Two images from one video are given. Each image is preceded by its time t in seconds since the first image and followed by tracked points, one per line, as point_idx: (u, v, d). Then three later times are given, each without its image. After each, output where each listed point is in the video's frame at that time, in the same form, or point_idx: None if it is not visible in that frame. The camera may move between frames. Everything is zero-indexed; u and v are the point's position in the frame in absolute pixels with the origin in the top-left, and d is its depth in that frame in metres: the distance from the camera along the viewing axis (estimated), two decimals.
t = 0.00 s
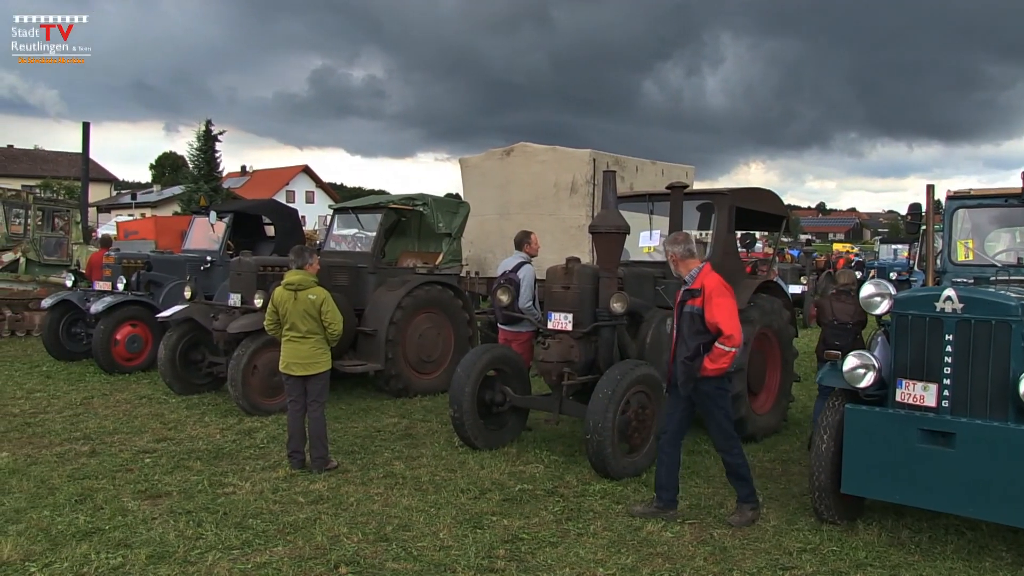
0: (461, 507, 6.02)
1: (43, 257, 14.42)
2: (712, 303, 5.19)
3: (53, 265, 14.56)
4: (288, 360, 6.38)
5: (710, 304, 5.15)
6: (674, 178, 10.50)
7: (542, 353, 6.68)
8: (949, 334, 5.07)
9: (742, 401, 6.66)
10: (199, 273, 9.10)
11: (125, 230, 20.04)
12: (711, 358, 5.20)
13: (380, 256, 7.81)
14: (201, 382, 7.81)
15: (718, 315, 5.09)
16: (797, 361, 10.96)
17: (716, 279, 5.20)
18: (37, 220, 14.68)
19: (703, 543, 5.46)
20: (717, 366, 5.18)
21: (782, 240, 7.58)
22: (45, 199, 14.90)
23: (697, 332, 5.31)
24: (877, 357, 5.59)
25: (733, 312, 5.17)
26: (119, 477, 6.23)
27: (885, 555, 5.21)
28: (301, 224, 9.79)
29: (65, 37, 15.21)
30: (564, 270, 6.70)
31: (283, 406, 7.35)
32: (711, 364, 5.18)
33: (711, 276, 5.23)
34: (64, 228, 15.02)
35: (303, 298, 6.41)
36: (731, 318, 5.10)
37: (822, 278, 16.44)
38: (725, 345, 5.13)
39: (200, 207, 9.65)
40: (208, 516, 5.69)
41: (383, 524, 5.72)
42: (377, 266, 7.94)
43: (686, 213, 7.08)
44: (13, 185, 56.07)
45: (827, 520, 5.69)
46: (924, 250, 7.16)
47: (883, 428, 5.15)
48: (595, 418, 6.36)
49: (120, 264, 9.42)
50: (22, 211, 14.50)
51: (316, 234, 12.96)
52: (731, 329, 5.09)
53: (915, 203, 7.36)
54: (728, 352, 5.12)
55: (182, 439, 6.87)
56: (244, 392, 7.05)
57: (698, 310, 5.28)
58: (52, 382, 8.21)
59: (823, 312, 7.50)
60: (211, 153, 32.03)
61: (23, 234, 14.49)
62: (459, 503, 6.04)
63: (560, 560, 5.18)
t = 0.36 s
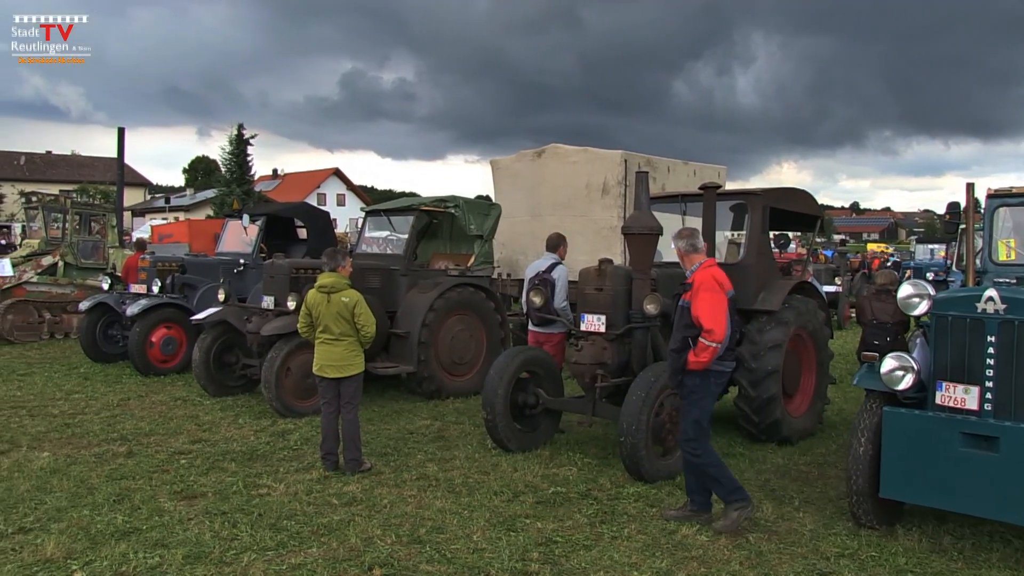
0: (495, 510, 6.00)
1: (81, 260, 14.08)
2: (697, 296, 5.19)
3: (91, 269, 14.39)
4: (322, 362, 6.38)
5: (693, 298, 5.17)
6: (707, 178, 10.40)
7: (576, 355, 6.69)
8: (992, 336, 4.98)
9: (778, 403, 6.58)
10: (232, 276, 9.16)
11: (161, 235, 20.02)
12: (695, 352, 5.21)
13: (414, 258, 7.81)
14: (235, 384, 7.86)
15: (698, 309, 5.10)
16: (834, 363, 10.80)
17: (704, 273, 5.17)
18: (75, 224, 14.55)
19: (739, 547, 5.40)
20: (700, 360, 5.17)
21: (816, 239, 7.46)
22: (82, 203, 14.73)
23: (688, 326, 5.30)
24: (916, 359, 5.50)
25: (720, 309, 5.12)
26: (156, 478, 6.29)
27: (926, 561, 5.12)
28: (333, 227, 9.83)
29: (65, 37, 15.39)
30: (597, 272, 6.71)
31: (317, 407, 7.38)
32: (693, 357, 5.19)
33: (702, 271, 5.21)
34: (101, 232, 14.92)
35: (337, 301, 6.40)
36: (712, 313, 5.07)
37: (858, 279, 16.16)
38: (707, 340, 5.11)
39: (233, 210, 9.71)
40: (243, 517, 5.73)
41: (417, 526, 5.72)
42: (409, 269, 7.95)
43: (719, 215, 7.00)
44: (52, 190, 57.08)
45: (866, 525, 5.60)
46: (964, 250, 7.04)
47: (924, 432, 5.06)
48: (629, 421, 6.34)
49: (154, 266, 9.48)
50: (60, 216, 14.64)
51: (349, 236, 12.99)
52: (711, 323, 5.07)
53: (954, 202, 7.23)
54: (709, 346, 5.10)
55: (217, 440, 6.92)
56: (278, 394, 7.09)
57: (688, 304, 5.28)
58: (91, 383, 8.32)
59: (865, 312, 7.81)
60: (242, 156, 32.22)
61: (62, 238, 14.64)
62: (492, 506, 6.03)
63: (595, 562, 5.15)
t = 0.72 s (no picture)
0: (532, 514, 5.94)
1: (119, 261, 14.00)
2: (703, 297, 5.22)
3: (128, 269, 14.15)
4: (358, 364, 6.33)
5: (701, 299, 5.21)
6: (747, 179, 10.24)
7: (615, 359, 6.62)
8: None
9: (821, 409, 6.45)
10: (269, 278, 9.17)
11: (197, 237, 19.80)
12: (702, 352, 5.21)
13: (450, 260, 7.75)
14: (271, 386, 7.85)
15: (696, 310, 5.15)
16: (878, 369, 10.57)
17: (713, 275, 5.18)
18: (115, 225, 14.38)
19: (781, 555, 5.27)
20: (701, 360, 5.16)
21: (859, 242, 7.31)
22: (121, 204, 14.49)
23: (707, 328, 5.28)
24: (965, 364, 5.36)
25: (718, 309, 5.08)
26: (194, 479, 6.28)
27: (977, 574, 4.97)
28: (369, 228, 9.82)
29: (66, 38, 14.66)
30: (637, 274, 6.65)
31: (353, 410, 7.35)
32: (698, 358, 5.20)
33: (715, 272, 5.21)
34: (139, 233, 14.58)
35: (374, 302, 6.34)
36: (706, 314, 5.07)
37: (902, 283, 15.80)
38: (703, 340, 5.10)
39: (269, 212, 9.71)
40: (280, 519, 5.70)
41: (454, 530, 5.66)
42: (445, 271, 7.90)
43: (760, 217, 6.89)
44: (90, 192, 57.84)
45: (912, 535, 5.45)
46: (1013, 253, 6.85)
47: (973, 440, 4.92)
48: (669, 425, 6.25)
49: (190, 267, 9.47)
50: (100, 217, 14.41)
51: (385, 238, 12.94)
52: (706, 324, 5.09)
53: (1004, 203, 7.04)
54: (706, 347, 5.10)
55: (253, 441, 6.90)
56: (315, 396, 7.07)
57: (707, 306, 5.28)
58: (128, 384, 8.35)
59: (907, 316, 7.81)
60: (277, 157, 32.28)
61: (101, 239, 14.34)
62: (530, 510, 5.96)
63: (635, 569, 5.07)
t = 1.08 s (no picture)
0: (568, 520, 5.86)
1: (154, 264, 13.98)
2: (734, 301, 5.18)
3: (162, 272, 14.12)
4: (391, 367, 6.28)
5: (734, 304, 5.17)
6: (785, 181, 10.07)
7: (651, 363, 6.51)
8: None
9: (862, 414, 6.32)
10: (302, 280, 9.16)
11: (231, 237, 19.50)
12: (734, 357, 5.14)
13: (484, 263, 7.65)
14: (305, 389, 7.84)
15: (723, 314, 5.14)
16: (920, 376, 10.34)
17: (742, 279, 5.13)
18: (147, 227, 14.04)
19: (821, 564, 5.14)
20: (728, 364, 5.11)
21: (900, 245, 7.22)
22: (156, 207, 14.26)
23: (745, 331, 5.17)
24: (1012, 369, 5.18)
25: (739, 313, 5.01)
26: (228, 482, 6.27)
27: None
28: (402, 231, 9.81)
29: (65, 37, 14.22)
30: (673, 277, 6.55)
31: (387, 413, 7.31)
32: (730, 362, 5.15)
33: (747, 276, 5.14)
34: (173, 235, 14.40)
35: (408, 305, 6.28)
36: (727, 318, 5.04)
37: (943, 287, 15.45)
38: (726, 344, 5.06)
39: (303, 214, 9.71)
40: (314, 523, 5.66)
41: (489, 535, 5.60)
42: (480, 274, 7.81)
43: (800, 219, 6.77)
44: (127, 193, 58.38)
45: (957, 545, 5.27)
46: None
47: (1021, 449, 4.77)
48: (706, 430, 6.14)
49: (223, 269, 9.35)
50: (135, 220, 14.03)
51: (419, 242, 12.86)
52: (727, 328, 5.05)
53: None
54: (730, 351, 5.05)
55: (286, 445, 6.88)
56: (349, 399, 7.03)
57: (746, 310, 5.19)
58: (162, 386, 8.37)
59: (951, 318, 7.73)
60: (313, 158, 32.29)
61: (135, 242, 14.09)
62: (565, 516, 5.89)
63: None
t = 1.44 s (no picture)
0: (597, 526, 5.75)
1: (179, 265, 13.95)
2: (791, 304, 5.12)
3: (187, 274, 14.10)
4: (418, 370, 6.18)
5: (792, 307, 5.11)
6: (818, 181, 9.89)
7: (681, 366, 6.40)
8: None
9: (897, 419, 6.20)
10: (328, 282, 9.09)
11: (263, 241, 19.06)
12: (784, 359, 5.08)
13: (512, 265, 7.58)
14: (331, 392, 7.79)
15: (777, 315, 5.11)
16: (957, 380, 10.10)
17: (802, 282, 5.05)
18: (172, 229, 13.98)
19: (857, 573, 4.96)
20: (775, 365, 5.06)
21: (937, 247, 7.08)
22: (180, 208, 14.25)
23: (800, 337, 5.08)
24: None
25: (787, 315, 4.95)
26: (254, 486, 6.21)
27: None
28: (429, 232, 9.72)
29: (66, 38, 13.70)
30: (704, 279, 6.46)
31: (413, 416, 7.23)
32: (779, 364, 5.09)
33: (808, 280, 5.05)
34: (198, 237, 14.35)
35: (434, 308, 6.16)
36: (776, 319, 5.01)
37: (980, 287, 15.13)
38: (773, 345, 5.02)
39: (328, 216, 9.59)
40: (340, 528, 5.58)
41: (517, 540, 5.50)
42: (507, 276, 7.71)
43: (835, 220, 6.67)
44: (151, 195, 58.56)
45: (999, 555, 5.05)
46: None
47: None
48: (737, 435, 6.00)
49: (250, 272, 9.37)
50: (160, 222, 14.06)
51: (446, 244, 12.76)
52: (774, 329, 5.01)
53: None
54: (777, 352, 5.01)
55: (312, 449, 6.82)
56: (374, 402, 6.96)
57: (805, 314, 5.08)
58: (187, 389, 8.34)
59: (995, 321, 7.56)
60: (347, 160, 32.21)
61: (160, 244, 14.08)
62: (594, 522, 5.78)
63: None
